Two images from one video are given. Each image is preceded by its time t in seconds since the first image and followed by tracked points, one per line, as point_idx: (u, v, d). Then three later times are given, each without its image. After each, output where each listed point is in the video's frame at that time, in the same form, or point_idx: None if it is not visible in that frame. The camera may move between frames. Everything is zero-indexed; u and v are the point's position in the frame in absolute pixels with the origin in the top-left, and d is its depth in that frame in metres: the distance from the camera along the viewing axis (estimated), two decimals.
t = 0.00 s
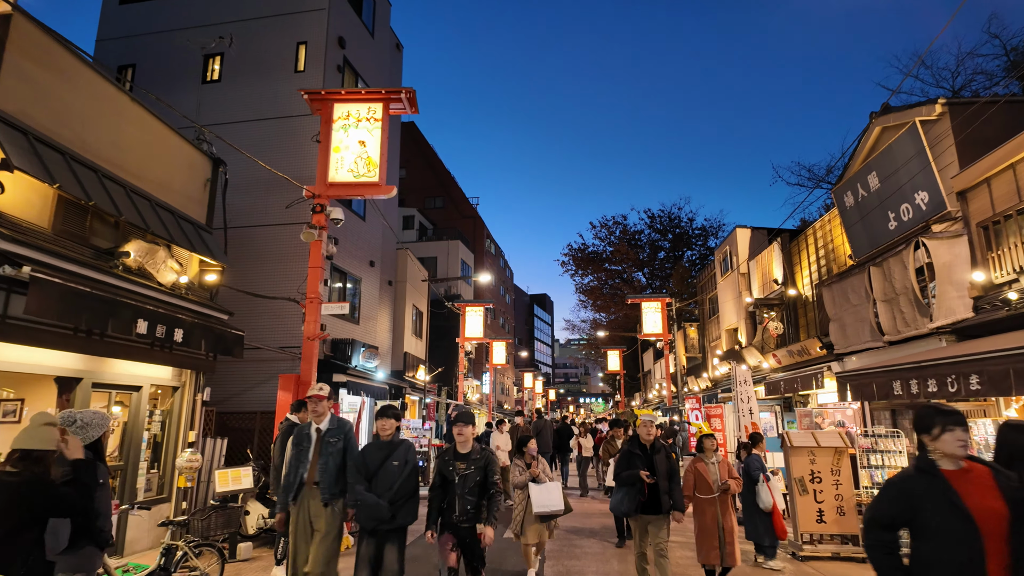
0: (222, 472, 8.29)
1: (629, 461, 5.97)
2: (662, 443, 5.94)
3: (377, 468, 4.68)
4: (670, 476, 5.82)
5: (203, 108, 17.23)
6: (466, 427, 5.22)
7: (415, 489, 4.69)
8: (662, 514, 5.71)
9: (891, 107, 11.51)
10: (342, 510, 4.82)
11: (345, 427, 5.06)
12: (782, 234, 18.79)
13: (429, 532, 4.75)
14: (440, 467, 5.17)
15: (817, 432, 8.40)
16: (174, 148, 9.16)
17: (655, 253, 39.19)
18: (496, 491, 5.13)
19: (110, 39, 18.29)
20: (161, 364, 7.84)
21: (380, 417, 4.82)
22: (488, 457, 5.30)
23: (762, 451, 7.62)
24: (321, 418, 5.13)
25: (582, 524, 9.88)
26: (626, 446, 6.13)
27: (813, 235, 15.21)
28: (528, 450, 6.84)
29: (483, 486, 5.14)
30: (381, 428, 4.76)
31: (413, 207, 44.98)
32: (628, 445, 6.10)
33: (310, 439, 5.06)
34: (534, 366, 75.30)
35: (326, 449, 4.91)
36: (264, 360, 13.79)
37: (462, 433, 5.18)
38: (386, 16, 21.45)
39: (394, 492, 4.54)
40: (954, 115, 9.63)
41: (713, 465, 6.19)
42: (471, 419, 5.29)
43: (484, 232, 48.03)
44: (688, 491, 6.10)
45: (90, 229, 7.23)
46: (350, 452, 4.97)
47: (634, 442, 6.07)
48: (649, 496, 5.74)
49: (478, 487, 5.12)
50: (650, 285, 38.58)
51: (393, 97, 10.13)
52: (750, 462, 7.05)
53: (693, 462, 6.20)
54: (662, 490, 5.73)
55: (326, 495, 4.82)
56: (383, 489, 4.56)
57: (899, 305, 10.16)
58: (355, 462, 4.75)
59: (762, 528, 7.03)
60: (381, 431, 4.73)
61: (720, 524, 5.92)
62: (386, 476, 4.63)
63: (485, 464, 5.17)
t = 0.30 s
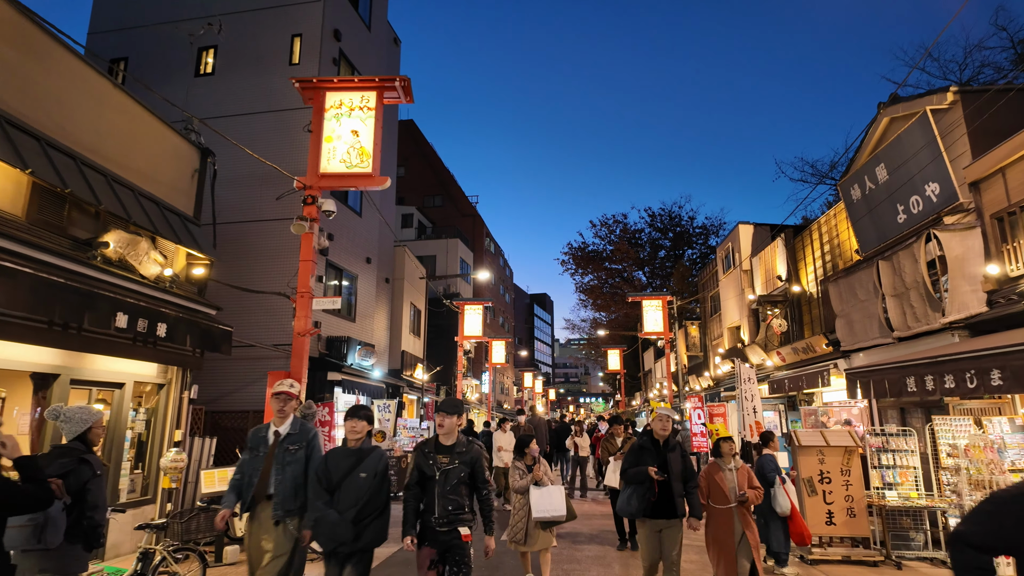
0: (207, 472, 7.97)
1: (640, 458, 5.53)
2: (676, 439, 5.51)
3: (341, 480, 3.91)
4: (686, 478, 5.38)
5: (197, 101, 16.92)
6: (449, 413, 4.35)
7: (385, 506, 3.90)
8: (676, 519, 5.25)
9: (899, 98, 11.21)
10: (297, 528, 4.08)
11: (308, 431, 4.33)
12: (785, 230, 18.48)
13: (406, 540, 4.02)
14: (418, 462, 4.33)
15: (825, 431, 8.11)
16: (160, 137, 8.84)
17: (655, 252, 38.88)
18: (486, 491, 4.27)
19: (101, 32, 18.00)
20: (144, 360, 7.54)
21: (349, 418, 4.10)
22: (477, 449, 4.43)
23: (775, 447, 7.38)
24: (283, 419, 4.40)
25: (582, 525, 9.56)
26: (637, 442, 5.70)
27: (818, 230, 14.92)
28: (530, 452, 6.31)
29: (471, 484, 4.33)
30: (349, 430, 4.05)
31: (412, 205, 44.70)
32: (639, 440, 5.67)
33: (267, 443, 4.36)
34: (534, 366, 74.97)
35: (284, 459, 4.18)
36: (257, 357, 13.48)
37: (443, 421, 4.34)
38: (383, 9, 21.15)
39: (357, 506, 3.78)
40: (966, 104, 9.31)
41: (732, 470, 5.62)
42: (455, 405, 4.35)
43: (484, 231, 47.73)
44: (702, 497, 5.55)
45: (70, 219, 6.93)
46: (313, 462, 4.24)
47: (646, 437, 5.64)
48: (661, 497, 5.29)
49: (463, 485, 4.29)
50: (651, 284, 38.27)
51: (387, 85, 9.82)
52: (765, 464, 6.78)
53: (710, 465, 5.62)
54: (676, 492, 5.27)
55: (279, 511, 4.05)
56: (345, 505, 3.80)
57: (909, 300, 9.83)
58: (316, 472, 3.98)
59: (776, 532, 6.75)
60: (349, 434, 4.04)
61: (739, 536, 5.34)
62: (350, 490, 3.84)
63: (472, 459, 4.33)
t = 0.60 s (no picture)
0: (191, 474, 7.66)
1: (648, 465, 4.89)
2: (688, 443, 4.96)
3: (290, 484, 3.31)
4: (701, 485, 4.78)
5: (189, 95, 16.59)
6: (434, 424, 3.48)
7: (344, 513, 3.33)
8: (690, 534, 4.63)
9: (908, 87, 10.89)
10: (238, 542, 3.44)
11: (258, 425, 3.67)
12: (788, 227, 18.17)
13: None
14: (391, 480, 3.44)
15: (835, 430, 7.79)
16: (141, 126, 8.51)
17: (655, 251, 38.56)
18: (473, 526, 3.31)
19: (93, 26, 17.69)
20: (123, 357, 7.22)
21: (301, 411, 3.58)
22: (467, 469, 3.50)
23: (787, 450, 7.20)
24: (230, 413, 3.68)
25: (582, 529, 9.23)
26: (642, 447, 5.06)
27: (822, 225, 14.60)
28: (535, 454, 5.78)
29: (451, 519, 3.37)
30: (297, 425, 3.58)
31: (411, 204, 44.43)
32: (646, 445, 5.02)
33: (207, 440, 3.61)
34: (534, 366, 74.73)
35: (227, 460, 3.50)
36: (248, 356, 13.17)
37: (426, 431, 3.47)
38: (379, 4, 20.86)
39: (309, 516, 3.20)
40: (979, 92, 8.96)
41: (750, 472, 5.18)
42: (444, 413, 3.52)
43: (483, 230, 47.45)
44: (720, 502, 5.10)
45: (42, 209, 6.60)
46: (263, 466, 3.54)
47: (653, 442, 5.01)
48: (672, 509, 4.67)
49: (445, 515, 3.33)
50: (651, 283, 37.95)
51: (380, 74, 9.53)
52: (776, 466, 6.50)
53: (727, 467, 5.25)
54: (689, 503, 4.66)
55: (216, 523, 3.39)
56: (294, 513, 3.21)
57: (919, 295, 9.49)
58: (261, 475, 3.37)
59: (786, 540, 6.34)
60: (298, 432, 3.58)
61: (757, 545, 4.93)
62: (299, 495, 3.25)
63: (459, 482, 3.39)
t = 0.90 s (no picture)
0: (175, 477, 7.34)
1: (661, 474, 4.42)
2: (704, 444, 4.44)
3: (206, 519, 2.54)
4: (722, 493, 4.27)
5: (183, 89, 16.27)
6: (407, 411, 3.09)
7: (280, 550, 2.51)
8: (712, 548, 4.22)
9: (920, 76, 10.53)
10: None
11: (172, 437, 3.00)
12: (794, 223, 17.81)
13: None
14: (357, 484, 3.03)
15: (847, 432, 7.46)
16: (125, 114, 8.18)
17: (657, 250, 38.19)
18: (452, 535, 2.81)
19: (86, 19, 17.38)
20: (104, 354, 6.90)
21: (219, 424, 2.77)
22: (447, 464, 3.03)
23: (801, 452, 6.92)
24: (135, 424, 3.12)
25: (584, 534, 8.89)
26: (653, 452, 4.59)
27: (830, 220, 14.26)
28: (540, 458, 5.31)
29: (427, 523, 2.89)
30: (213, 442, 2.78)
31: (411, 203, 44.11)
32: (657, 451, 4.56)
33: (110, 460, 3.05)
34: (535, 366, 74.40)
35: (137, 485, 2.84)
36: (241, 355, 12.85)
37: (395, 418, 3.03)
38: None
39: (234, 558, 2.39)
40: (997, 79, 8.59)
41: (779, 484, 4.59)
42: (417, 400, 3.14)
43: (484, 228, 47.12)
44: (746, 517, 4.58)
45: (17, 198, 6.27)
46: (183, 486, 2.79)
47: (664, 447, 4.54)
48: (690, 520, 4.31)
49: (415, 525, 2.84)
50: (653, 282, 37.59)
51: (374, 61, 9.21)
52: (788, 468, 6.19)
53: (753, 476, 4.67)
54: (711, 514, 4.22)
55: (130, 563, 2.72)
56: (213, 557, 2.41)
57: (933, 291, 9.14)
58: (174, 508, 2.67)
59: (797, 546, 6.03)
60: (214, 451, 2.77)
61: (788, 566, 4.37)
62: (219, 531, 2.45)
63: (435, 479, 2.92)
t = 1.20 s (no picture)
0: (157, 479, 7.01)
1: (686, 484, 3.39)
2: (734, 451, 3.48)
3: (63, 543, 1.99)
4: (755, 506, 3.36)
5: (176, 82, 15.96)
6: (325, 426, 2.34)
7: None
8: None
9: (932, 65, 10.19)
10: None
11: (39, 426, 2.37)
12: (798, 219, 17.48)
13: None
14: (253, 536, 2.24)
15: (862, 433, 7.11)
16: (106, 101, 7.83)
17: (658, 249, 37.85)
18: None
19: (77, 12, 17.06)
20: (84, 352, 6.58)
21: (89, 409, 2.20)
22: (380, 493, 2.21)
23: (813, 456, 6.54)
24: None
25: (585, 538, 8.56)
26: (674, 456, 3.56)
27: (837, 216, 13.92)
28: (541, 465, 4.70)
29: None
30: (78, 435, 2.19)
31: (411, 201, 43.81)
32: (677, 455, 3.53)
33: None
34: (536, 366, 74.09)
35: None
36: (233, 353, 12.54)
37: (306, 436, 2.29)
38: None
39: None
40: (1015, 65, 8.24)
41: (824, 492, 3.86)
42: (342, 409, 2.40)
43: (484, 227, 46.82)
44: (782, 529, 3.79)
45: None
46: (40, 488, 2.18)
47: (688, 450, 3.53)
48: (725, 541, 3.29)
49: None
50: (655, 281, 37.27)
51: (367, 47, 8.90)
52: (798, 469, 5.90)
53: (791, 479, 3.91)
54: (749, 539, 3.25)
55: None
56: None
57: (948, 286, 8.80)
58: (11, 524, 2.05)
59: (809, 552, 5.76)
60: (79, 446, 2.18)
61: None
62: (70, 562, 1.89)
63: (362, 513, 2.11)
